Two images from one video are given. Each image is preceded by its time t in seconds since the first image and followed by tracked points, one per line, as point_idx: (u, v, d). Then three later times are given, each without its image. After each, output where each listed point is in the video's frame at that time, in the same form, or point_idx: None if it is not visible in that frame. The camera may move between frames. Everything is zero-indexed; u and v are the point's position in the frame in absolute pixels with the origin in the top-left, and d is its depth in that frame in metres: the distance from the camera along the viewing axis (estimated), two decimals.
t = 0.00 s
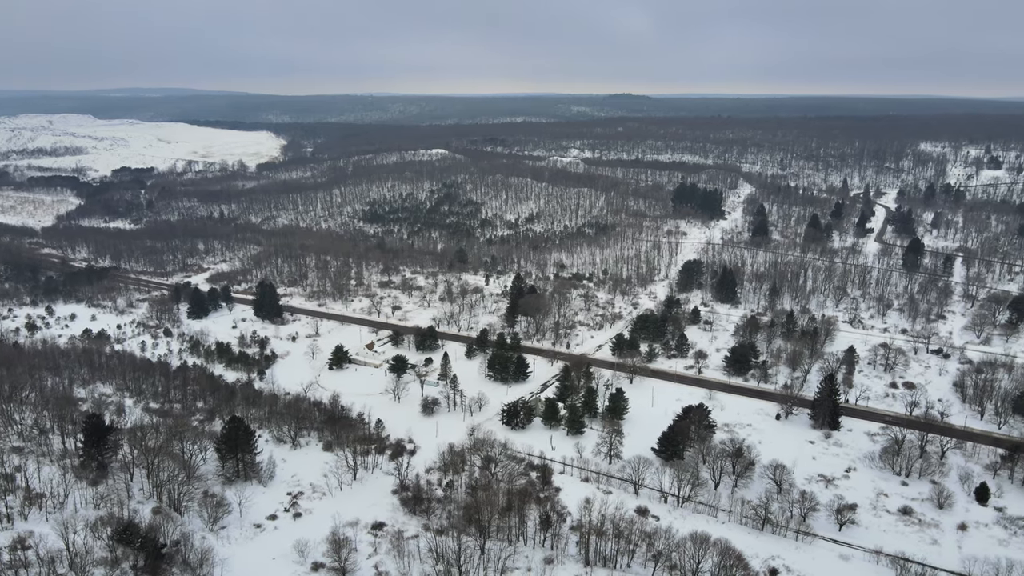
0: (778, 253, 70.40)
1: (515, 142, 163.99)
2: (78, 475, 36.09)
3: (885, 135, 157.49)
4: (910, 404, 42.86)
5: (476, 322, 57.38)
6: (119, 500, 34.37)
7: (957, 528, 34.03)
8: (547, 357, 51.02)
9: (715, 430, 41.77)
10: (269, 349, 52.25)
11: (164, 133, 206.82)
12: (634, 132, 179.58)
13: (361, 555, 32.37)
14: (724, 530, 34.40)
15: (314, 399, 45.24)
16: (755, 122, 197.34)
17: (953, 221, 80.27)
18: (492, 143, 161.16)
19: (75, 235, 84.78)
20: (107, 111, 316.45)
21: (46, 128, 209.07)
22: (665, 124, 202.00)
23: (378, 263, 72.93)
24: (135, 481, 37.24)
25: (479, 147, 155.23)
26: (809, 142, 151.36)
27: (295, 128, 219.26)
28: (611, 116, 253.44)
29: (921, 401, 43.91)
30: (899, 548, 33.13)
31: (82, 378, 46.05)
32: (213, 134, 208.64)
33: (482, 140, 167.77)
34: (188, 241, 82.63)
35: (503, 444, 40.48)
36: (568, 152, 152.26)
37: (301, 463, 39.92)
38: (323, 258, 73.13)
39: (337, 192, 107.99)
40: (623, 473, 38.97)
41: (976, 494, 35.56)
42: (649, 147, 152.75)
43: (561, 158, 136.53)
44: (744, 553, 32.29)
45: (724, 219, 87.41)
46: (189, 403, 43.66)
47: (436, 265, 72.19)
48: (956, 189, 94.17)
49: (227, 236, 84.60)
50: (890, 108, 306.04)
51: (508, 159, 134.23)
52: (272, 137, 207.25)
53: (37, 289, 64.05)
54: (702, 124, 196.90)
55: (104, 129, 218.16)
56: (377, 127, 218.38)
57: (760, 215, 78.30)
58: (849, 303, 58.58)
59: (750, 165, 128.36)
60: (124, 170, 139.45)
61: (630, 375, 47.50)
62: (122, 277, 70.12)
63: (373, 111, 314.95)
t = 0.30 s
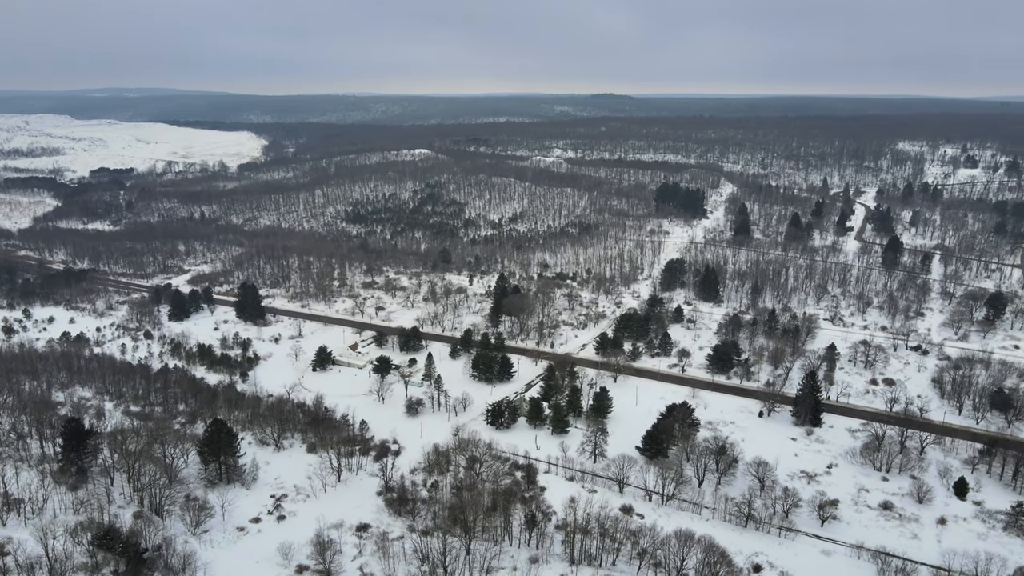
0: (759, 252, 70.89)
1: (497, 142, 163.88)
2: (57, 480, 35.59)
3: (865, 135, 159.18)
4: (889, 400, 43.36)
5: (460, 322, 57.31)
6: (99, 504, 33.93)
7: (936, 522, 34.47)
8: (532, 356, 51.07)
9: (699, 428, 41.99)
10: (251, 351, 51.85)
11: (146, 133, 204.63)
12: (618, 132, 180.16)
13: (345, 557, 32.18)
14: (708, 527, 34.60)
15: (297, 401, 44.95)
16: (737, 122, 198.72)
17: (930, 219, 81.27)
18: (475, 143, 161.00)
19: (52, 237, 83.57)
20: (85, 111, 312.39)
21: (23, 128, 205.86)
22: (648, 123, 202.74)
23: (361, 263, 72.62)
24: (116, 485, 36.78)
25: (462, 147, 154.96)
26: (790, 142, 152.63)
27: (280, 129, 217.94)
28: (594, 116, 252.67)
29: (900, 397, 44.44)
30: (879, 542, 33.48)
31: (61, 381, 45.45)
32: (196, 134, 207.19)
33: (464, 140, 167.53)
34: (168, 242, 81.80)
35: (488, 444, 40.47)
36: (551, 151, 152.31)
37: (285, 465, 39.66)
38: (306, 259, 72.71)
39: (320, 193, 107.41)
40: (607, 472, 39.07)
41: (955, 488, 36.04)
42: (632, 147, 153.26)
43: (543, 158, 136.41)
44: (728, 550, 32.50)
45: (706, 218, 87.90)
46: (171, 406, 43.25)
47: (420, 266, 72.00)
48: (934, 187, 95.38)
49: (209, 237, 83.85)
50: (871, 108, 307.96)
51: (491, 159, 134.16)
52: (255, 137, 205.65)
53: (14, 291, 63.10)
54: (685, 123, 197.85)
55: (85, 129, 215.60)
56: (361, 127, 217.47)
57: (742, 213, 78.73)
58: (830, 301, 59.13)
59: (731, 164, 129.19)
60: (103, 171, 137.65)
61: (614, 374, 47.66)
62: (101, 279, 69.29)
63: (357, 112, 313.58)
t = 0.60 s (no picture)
0: (741, 251, 71.35)
1: (480, 142, 163.70)
2: (36, 486, 35.11)
3: (846, 134, 160.78)
4: (870, 396, 43.80)
5: (444, 322, 57.21)
6: (79, 510, 33.50)
7: (916, 516, 34.88)
8: (516, 356, 51.07)
9: (682, 426, 42.19)
10: (233, 353, 51.44)
11: (127, 134, 202.46)
12: (601, 132, 180.60)
13: (330, 559, 31.98)
14: (692, 525, 34.79)
15: (281, 403, 44.65)
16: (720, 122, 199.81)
17: (909, 217, 82.24)
18: (458, 143, 160.79)
19: (29, 239, 82.43)
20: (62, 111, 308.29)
21: None
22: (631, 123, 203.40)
23: (344, 264, 72.27)
24: (96, 490, 36.33)
25: (444, 147, 154.67)
26: (771, 141, 153.79)
27: (262, 129, 216.53)
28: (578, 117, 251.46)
29: (880, 393, 44.91)
30: (861, 537, 33.81)
31: (39, 386, 44.84)
32: (177, 134, 206.20)
33: (447, 140, 167.18)
34: (148, 243, 80.96)
35: (473, 444, 40.43)
36: (534, 151, 152.27)
37: (268, 468, 39.39)
38: (289, 260, 72.27)
39: (302, 194, 106.81)
40: (592, 471, 39.14)
41: (934, 483, 36.50)
42: (614, 146, 153.77)
43: (526, 158, 136.34)
44: (711, 547, 32.70)
45: (688, 217, 88.35)
46: (151, 409, 42.83)
47: (403, 266, 71.79)
48: (912, 186, 96.53)
49: (189, 238, 83.11)
50: (849, 108, 307.98)
51: (474, 159, 134.04)
52: (238, 138, 204.04)
53: None
54: (669, 123, 198.62)
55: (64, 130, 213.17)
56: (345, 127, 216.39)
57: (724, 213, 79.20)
58: (811, 299, 59.63)
59: (713, 164, 129.95)
60: (81, 171, 135.96)
61: (598, 373, 47.78)
62: (80, 282, 68.47)
63: (341, 112, 312.15)
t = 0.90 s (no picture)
0: (723, 251, 71.81)
1: (463, 142, 163.59)
2: (13, 491, 34.60)
3: (826, 133, 162.42)
4: (851, 393, 44.24)
5: (428, 323, 57.09)
6: (58, 515, 33.06)
7: (897, 511, 35.28)
8: (501, 356, 51.07)
9: (666, 425, 42.38)
10: (215, 355, 51.05)
11: (107, 134, 200.34)
12: (583, 132, 180.94)
13: (314, 562, 31.78)
14: (676, 522, 34.96)
15: (264, 405, 44.36)
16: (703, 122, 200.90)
17: (888, 216, 83.24)
18: (441, 143, 160.58)
19: (5, 241, 81.31)
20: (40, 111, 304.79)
21: None
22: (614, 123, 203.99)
23: (327, 265, 71.91)
24: (75, 495, 35.86)
25: (427, 148, 154.48)
26: (752, 141, 155.01)
27: (245, 129, 215.04)
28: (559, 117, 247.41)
29: (861, 390, 45.38)
30: (843, 533, 34.14)
31: (16, 390, 44.22)
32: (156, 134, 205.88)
33: (430, 140, 166.92)
34: (127, 245, 80.08)
35: (457, 444, 40.37)
36: (516, 151, 152.28)
37: (251, 471, 39.11)
38: (271, 261, 71.80)
39: (284, 194, 106.21)
40: (577, 470, 39.19)
41: (914, 478, 36.96)
42: (597, 146, 154.32)
43: (508, 158, 136.38)
44: (695, 544, 32.90)
45: (671, 217, 88.78)
46: (132, 412, 42.39)
47: (387, 267, 71.57)
48: (890, 185, 97.69)
49: (170, 239, 82.36)
50: (828, 108, 309.62)
51: (457, 159, 134.02)
52: (221, 138, 202.46)
53: None
54: (652, 123, 199.45)
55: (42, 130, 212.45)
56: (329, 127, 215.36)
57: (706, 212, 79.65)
58: (793, 297, 60.14)
59: (695, 163, 130.69)
60: (58, 172, 134.42)
61: (582, 373, 47.89)
62: (57, 284, 67.63)
63: (325, 112, 310.76)
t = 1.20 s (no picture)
0: (705, 249, 72.22)
1: (446, 142, 163.39)
2: None
3: (807, 133, 163.89)
4: (832, 390, 44.68)
5: (412, 323, 56.95)
6: (36, 521, 32.54)
7: (877, 506, 35.68)
8: (485, 356, 51.04)
9: (650, 423, 42.53)
10: (197, 357, 50.62)
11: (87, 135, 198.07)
12: (566, 132, 181.25)
13: (299, 564, 31.56)
14: (661, 520, 35.12)
15: (246, 407, 44.04)
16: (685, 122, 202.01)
17: (867, 214, 84.18)
18: (424, 143, 160.25)
19: None
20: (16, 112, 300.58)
21: None
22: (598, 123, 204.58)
23: (310, 266, 71.52)
24: (54, 501, 35.32)
25: (410, 148, 154.17)
26: (734, 140, 156.10)
27: (227, 129, 213.44)
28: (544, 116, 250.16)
29: (842, 386, 45.85)
30: (824, 528, 34.47)
31: None
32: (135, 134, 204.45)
33: (413, 140, 166.53)
34: (106, 246, 79.14)
35: (442, 445, 40.32)
36: (499, 151, 152.16)
37: (234, 473, 38.79)
38: (253, 262, 71.28)
39: (266, 195, 105.56)
40: (562, 469, 39.25)
41: (894, 473, 37.40)
42: (580, 146, 154.72)
43: (491, 158, 136.36)
44: (679, 541, 33.07)
45: (654, 216, 89.16)
46: (112, 416, 41.89)
47: (370, 267, 71.28)
48: (870, 184, 98.76)
49: (149, 240, 81.53)
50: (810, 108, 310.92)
51: (440, 159, 133.89)
52: (203, 138, 200.75)
53: None
54: (635, 123, 200.17)
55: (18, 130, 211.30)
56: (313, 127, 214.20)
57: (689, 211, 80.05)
58: (775, 295, 60.61)
59: (677, 163, 131.37)
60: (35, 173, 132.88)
61: (566, 372, 47.98)
62: (34, 287, 66.75)
63: (309, 112, 309.06)
